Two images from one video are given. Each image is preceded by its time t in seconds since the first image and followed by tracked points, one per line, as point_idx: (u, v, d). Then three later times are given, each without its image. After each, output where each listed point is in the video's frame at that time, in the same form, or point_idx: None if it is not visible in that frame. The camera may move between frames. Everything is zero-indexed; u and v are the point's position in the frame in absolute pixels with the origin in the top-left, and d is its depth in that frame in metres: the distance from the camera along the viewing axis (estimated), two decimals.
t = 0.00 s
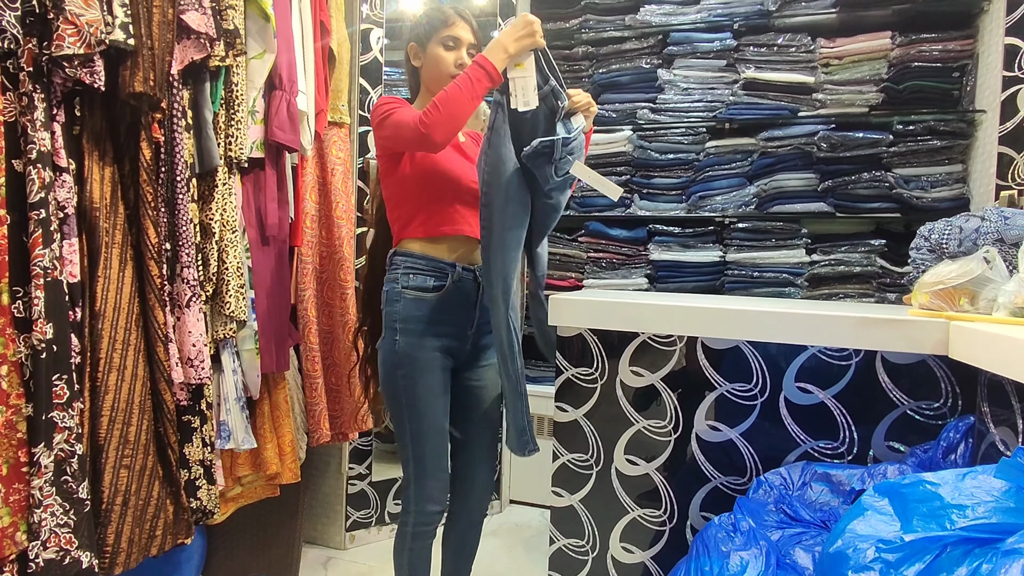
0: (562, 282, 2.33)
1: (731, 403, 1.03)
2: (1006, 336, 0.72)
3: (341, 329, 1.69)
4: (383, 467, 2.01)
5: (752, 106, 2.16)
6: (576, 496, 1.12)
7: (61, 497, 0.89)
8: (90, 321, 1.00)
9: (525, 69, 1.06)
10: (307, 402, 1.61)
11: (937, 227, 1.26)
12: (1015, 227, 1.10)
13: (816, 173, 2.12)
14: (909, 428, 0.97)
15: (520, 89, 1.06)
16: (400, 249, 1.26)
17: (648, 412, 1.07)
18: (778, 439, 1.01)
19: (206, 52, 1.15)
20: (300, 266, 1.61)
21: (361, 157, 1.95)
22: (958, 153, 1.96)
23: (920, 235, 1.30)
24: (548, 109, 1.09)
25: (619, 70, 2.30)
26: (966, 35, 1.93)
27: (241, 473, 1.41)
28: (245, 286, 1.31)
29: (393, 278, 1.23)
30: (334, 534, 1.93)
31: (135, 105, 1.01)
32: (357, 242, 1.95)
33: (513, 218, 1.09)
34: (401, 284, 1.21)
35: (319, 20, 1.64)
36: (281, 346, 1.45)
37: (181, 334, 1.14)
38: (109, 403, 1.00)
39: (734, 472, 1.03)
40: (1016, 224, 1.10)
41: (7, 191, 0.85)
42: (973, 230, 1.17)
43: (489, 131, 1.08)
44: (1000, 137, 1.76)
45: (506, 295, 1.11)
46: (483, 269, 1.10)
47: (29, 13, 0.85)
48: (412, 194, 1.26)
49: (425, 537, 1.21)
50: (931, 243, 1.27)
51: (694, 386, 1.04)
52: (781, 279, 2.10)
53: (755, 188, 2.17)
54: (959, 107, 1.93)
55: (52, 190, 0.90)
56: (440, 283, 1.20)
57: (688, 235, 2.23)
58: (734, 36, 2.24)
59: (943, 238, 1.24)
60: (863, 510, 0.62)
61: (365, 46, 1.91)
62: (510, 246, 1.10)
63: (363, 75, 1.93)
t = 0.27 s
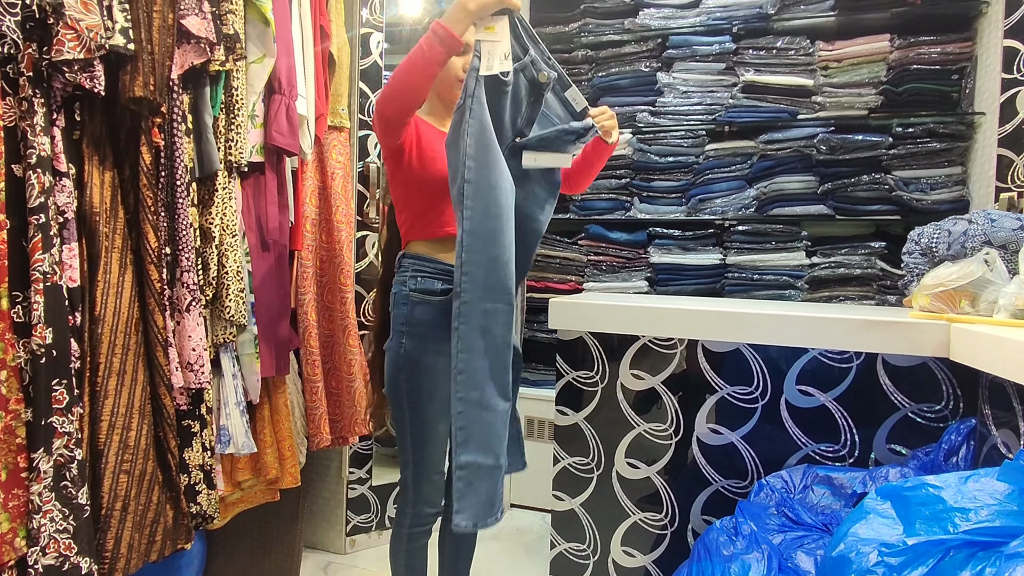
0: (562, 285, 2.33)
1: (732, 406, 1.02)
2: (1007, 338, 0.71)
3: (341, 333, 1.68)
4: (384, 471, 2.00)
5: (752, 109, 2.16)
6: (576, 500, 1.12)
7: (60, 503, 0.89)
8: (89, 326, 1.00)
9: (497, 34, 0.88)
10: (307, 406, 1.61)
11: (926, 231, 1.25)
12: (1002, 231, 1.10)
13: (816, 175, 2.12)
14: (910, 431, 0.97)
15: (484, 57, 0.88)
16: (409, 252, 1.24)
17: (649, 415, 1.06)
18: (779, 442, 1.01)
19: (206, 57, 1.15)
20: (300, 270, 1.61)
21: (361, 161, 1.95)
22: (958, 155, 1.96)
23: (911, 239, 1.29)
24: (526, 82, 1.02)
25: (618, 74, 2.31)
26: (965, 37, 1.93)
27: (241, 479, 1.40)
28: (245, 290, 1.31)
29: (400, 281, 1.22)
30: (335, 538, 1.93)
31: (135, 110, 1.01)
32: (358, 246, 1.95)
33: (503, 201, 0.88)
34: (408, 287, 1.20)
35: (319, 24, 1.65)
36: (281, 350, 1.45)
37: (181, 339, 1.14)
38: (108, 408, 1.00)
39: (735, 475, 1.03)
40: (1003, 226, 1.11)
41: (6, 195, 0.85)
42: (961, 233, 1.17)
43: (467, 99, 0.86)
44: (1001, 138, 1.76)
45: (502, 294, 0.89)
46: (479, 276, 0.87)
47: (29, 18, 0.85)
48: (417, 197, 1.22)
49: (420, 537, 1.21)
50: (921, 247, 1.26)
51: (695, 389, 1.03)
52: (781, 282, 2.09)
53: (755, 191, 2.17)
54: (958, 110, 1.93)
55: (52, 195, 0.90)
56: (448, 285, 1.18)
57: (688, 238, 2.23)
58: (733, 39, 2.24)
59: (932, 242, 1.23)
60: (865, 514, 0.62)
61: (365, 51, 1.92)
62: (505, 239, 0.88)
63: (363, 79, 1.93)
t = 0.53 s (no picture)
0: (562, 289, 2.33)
1: (732, 411, 1.07)
2: (1004, 342, 0.72)
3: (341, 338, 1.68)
4: (384, 475, 2.00)
5: (751, 113, 2.17)
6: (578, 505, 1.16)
7: (62, 509, 0.89)
8: (91, 332, 1.00)
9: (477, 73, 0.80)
10: (307, 411, 1.61)
11: (914, 236, 1.26)
12: (987, 233, 1.10)
13: (815, 179, 2.13)
14: (910, 435, 1.00)
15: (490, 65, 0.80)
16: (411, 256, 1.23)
17: (649, 420, 1.10)
18: (778, 446, 1.05)
19: (207, 63, 1.16)
20: (300, 275, 1.62)
21: (361, 166, 1.96)
22: (956, 159, 1.97)
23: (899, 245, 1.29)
24: (541, 82, 0.82)
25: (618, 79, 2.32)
26: (962, 41, 1.94)
27: (241, 482, 1.39)
28: (245, 296, 1.31)
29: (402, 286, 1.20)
30: (335, 543, 1.93)
31: (137, 116, 1.02)
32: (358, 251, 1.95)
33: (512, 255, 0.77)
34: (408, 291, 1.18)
35: (319, 30, 1.65)
36: (281, 355, 1.45)
37: (183, 344, 1.15)
38: (110, 414, 1.00)
39: (735, 479, 1.07)
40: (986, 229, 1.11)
41: (9, 203, 0.85)
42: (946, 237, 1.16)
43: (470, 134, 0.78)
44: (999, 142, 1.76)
45: (483, 344, 0.72)
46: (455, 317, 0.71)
47: (32, 27, 0.86)
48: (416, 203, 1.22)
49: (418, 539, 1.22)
50: (910, 251, 1.27)
51: (695, 393, 1.08)
52: (781, 286, 2.10)
53: (755, 195, 2.18)
54: (956, 114, 1.94)
55: (54, 202, 0.90)
56: (446, 290, 1.15)
57: (687, 243, 2.24)
58: (732, 44, 2.25)
59: (921, 247, 1.24)
60: (864, 518, 0.65)
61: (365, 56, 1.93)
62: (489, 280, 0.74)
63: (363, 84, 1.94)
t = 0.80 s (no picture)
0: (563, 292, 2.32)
1: (734, 413, 1.08)
2: (1002, 345, 0.73)
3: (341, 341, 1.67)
4: (384, 479, 1.98)
5: (750, 116, 2.17)
6: (579, 508, 1.18)
7: (62, 513, 0.88)
8: (92, 336, 1.00)
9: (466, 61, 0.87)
10: (308, 414, 1.61)
11: (909, 241, 1.27)
12: (982, 236, 1.10)
13: (815, 182, 2.13)
14: (911, 438, 1.02)
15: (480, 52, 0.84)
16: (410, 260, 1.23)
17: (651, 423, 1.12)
18: (779, 449, 1.07)
19: (208, 67, 1.16)
20: (300, 279, 1.63)
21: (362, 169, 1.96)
22: (956, 161, 1.97)
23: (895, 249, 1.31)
24: (543, 57, 0.87)
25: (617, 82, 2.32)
26: (962, 44, 1.94)
27: (242, 486, 1.38)
28: (245, 299, 1.31)
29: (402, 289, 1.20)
30: (335, 548, 1.92)
31: (138, 120, 1.02)
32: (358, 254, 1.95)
33: (542, 259, 0.84)
34: (407, 293, 1.20)
35: (320, 34, 1.66)
36: (283, 359, 1.45)
37: (183, 348, 1.15)
38: (110, 418, 1.00)
39: (736, 482, 1.09)
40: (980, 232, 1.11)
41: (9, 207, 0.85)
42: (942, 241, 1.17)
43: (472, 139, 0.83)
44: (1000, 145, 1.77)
45: (522, 347, 0.81)
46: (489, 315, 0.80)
47: (34, 32, 0.87)
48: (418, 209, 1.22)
49: (418, 542, 1.22)
50: (906, 255, 1.28)
51: (695, 396, 1.10)
52: (782, 288, 2.10)
53: (755, 198, 2.17)
54: (956, 116, 1.94)
55: (55, 205, 0.91)
56: (441, 293, 1.15)
57: (688, 246, 2.24)
58: (732, 47, 2.25)
59: (916, 251, 1.26)
60: (866, 522, 0.66)
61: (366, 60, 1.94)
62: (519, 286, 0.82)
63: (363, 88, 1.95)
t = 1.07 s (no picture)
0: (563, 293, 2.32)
1: (735, 415, 1.08)
2: (1003, 347, 0.73)
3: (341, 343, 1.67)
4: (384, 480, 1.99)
5: (751, 117, 2.17)
6: (579, 510, 1.17)
7: (62, 514, 0.88)
8: (93, 338, 1.00)
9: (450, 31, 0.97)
10: (308, 415, 1.61)
11: (908, 243, 1.28)
12: (980, 239, 1.11)
13: (816, 183, 2.13)
14: (913, 439, 1.02)
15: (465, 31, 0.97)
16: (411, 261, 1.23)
17: (652, 425, 1.11)
18: (780, 450, 1.07)
19: (209, 70, 1.16)
20: (301, 280, 1.62)
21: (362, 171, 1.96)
22: (957, 163, 1.97)
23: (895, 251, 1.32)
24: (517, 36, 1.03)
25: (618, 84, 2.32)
26: (962, 45, 1.94)
27: (243, 489, 1.40)
28: (245, 300, 1.31)
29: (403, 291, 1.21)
30: (336, 549, 1.92)
31: (139, 122, 1.02)
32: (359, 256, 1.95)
33: (519, 201, 0.91)
34: (406, 294, 1.20)
35: (321, 36, 1.66)
36: (284, 361, 1.46)
37: (184, 350, 1.15)
38: (111, 419, 1.00)
39: (738, 484, 1.08)
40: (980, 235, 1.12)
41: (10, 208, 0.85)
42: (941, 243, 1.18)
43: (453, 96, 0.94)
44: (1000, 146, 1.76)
45: (500, 284, 0.87)
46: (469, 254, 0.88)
47: (35, 34, 0.87)
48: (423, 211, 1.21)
49: (417, 543, 1.21)
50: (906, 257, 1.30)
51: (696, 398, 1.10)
52: (783, 290, 2.09)
53: (755, 199, 2.17)
54: (956, 117, 1.94)
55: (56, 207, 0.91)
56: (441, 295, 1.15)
57: (688, 247, 2.24)
58: (732, 49, 2.26)
59: (915, 253, 1.26)
60: (868, 523, 0.66)
61: (366, 62, 1.94)
62: (497, 235, 0.89)
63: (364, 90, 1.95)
